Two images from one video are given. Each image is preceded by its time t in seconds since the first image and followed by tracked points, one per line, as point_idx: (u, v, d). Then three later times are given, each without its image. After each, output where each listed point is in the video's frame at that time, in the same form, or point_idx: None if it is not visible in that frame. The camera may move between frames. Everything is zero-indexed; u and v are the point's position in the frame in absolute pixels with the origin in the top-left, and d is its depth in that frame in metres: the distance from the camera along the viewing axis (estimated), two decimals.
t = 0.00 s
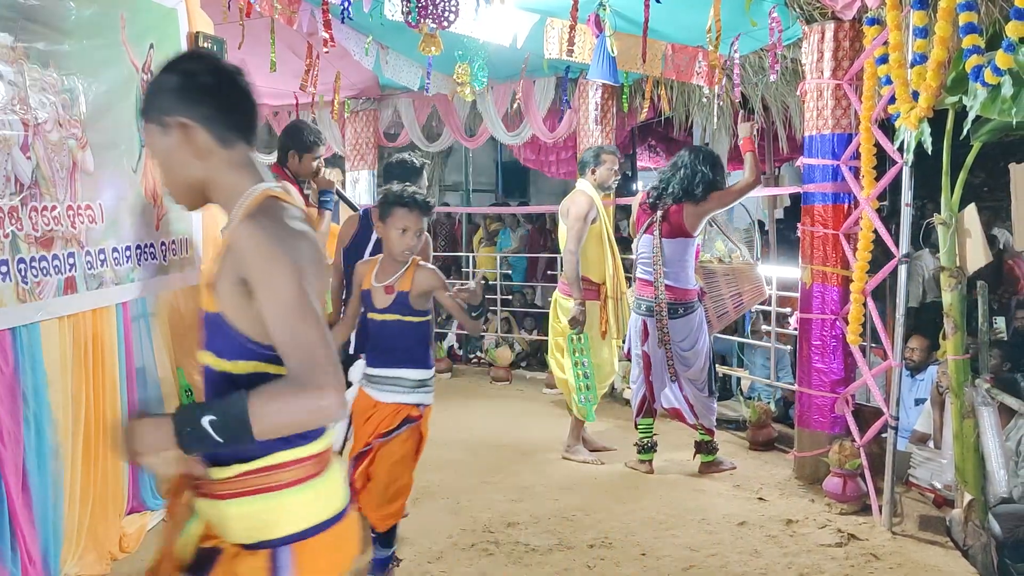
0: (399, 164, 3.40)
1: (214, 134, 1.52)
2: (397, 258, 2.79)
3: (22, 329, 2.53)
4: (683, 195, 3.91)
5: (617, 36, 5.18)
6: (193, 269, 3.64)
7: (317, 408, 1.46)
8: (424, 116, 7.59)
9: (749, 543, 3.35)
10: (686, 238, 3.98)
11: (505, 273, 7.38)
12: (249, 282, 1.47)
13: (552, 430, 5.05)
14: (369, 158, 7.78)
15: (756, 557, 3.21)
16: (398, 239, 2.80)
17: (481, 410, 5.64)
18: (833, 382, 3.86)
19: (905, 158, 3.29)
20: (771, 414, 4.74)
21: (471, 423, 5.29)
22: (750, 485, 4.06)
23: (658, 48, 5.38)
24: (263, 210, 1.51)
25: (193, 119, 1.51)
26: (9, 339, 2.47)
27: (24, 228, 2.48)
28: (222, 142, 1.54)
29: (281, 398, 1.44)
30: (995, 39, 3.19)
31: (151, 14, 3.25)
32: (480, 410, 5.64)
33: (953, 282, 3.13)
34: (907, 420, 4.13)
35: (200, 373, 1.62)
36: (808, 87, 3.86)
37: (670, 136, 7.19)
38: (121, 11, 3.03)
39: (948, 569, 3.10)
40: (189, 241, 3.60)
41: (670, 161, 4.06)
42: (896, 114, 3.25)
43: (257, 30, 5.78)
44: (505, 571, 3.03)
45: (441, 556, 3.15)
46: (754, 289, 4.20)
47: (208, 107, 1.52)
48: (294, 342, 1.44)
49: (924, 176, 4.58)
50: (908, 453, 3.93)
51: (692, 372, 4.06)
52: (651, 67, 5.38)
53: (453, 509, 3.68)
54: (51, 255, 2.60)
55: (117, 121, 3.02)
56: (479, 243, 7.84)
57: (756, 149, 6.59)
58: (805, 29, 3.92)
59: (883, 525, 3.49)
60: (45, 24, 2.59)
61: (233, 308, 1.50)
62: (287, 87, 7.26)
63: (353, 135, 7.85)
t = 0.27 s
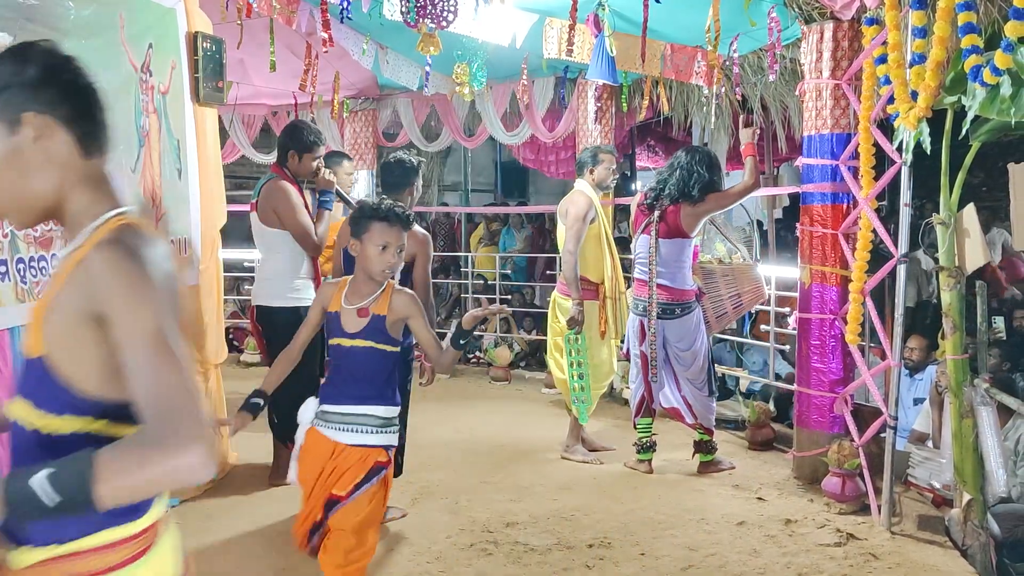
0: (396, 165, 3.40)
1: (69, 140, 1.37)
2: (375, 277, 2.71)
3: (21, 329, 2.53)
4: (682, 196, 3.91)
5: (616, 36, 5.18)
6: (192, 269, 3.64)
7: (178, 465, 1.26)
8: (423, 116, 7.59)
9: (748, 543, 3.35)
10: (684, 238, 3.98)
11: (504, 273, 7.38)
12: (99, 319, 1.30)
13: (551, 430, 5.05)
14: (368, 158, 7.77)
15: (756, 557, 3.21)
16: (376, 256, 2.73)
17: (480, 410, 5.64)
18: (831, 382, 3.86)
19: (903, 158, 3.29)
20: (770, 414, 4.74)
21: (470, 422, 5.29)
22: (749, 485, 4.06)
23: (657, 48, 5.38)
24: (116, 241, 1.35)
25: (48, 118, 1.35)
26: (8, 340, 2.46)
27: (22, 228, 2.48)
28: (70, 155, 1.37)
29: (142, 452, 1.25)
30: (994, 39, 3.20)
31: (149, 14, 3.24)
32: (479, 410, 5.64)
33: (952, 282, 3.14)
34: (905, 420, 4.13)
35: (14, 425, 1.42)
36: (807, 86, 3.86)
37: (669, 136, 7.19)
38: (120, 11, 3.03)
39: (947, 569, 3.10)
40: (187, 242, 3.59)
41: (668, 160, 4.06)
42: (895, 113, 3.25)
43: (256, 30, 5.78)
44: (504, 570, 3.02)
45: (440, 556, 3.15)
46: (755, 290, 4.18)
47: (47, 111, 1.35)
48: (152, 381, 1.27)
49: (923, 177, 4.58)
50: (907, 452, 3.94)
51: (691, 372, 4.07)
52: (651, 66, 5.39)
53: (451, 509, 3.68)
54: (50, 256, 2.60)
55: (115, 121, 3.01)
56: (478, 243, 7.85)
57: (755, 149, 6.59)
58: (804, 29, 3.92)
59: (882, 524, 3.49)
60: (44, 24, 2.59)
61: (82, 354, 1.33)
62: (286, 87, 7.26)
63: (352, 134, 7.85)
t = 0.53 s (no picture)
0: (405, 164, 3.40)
1: None
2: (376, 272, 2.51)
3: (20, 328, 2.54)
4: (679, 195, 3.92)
5: (615, 36, 5.18)
6: (190, 269, 3.63)
7: (103, 510, 1.03)
8: (422, 116, 7.60)
9: (747, 543, 3.35)
10: (682, 238, 3.98)
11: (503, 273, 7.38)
12: None
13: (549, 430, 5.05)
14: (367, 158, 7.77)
15: (755, 556, 3.21)
16: (379, 250, 2.52)
17: (480, 410, 5.64)
18: (830, 382, 3.86)
19: (901, 158, 3.29)
20: (769, 414, 4.74)
21: (470, 422, 5.30)
22: (748, 485, 4.06)
23: (656, 49, 5.38)
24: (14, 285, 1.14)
25: None
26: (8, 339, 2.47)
27: (21, 228, 2.48)
28: None
29: (52, 497, 1.00)
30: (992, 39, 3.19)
31: (148, 14, 3.24)
32: (479, 410, 5.64)
33: (952, 282, 3.13)
34: (904, 419, 4.13)
35: None
36: (805, 86, 3.86)
37: (668, 136, 7.19)
38: (119, 11, 3.03)
39: (946, 569, 3.10)
40: (187, 242, 3.59)
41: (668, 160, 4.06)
42: (893, 114, 3.25)
43: (255, 30, 5.78)
44: (503, 570, 3.03)
45: (439, 556, 3.15)
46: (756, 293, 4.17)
47: None
48: (39, 427, 1.01)
49: (922, 177, 4.59)
50: (905, 452, 3.94)
51: (689, 372, 4.08)
52: (650, 67, 5.38)
53: (451, 509, 3.68)
54: (49, 256, 2.60)
55: (114, 121, 3.01)
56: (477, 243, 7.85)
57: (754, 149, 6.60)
58: (803, 29, 3.92)
59: (881, 524, 3.49)
60: (43, 24, 2.59)
61: None
62: (284, 87, 7.26)
63: (352, 135, 7.85)
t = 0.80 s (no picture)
0: (391, 163, 3.37)
1: None
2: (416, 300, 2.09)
3: (20, 328, 2.54)
4: (678, 194, 3.92)
5: (614, 36, 5.19)
6: (189, 269, 3.63)
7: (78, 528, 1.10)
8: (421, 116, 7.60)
9: (747, 543, 3.35)
10: (682, 238, 3.98)
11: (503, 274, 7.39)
12: None
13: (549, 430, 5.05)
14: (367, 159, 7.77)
15: (754, 557, 3.21)
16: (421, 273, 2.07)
17: (479, 411, 5.65)
18: (830, 382, 3.86)
19: (901, 158, 3.29)
20: (768, 414, 4.75)
21: (469, 423, 5.30)
22: (748, 485, 4.07)
23: (655, 49, 5.37)
24: None
25: None
26: (6, 340, 2.47)
27: (20, 228, 2.48)
28: None
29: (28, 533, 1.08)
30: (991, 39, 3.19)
31: (147, 14, 3.24)
32: (478, 410, 5.65)
33: (951, 282, 3.14)
34: (904, 419, 4.13)
35: None
36: (805, 87, 3.86)
37: (668, 136, 7.20)
38: (117, 12, 3.03)
39: (945, 569, 3.10)
40: (186, 242, 3.59)
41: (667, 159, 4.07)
42: (893, 114, 3.25)
43: (254, 30, 5.78)
44: (502, 570, 3.03)
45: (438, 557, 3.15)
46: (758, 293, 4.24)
47: None
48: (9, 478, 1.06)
49: (920, 177, 4.59)
50: (905, 452, 3.94)
51: (689, 371, 4.08)
52: (649, 67, 5.38)
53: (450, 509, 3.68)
54: (48, 256, 2.59)
55: (113, 121, 3.01)
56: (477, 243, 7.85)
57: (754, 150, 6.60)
58: (803, 30, 3.92)
59: (880, 525, 3.50)
60: (42, 24, 2.58)
61: None
62: (284, 88, 7.25)
63: (351, 135, 7.87)
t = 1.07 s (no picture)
0: (372, 161, 3.32)
1: None
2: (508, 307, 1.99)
3: (19, 329, 2.54)
4: (680, 194, 3.92)
5: (614, 37, 5.19)
6: (189, 270, 3.63)
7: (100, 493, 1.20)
8: (421, 117, 7.61)
9: (747, 543, 3.36)
10: (683, 238, 3.98)
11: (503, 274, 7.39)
12: None
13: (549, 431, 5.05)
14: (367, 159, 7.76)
15: (754, 557, 3.21)
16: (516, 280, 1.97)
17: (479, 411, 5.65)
18: (830, 382, 3.85)
19: (901, 158, 3.28)
20: (768, 414, 4.75)
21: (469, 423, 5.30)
22: (748, 486, 4.07)
23: (655, 49, 5.37)
24: None
25: None
26: (6, 341, 2.48)
27: (20, 229, 2.47)
28: None
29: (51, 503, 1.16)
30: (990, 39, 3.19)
31: (147, 15, 3.24)
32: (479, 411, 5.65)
33: (950, 282, 3.14)
34: (904, 419, 4.13)
35: None
36: (804, 87, 3.86)
37: (667, 136, 7.20)
38: (117, 13, 3.03)
39: (945, 569, 3.10)
40: (185, 243, 3.58)
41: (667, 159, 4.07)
42: (892, 114, 3.25)
43: (253, 31, 5.78)
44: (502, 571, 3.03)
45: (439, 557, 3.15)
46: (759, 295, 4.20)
47: None
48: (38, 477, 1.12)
49: (920, 177, 4.60)
50: (905, 452, 3.94)
51: (690, 372, 4.07)
52: (649, 67, 5.38)
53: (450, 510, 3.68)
54: (47, 257, 2.59)
55: (112, 122, 3.00)
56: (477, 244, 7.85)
57: (753, 150, 6.61)
58: (802, 30, 3.92)
59: (880, 525, 3.50)
60: (41, 25, 2.58)
61: None
62: (284, 88, 7.26)
63: (351, 135, 7.91)
